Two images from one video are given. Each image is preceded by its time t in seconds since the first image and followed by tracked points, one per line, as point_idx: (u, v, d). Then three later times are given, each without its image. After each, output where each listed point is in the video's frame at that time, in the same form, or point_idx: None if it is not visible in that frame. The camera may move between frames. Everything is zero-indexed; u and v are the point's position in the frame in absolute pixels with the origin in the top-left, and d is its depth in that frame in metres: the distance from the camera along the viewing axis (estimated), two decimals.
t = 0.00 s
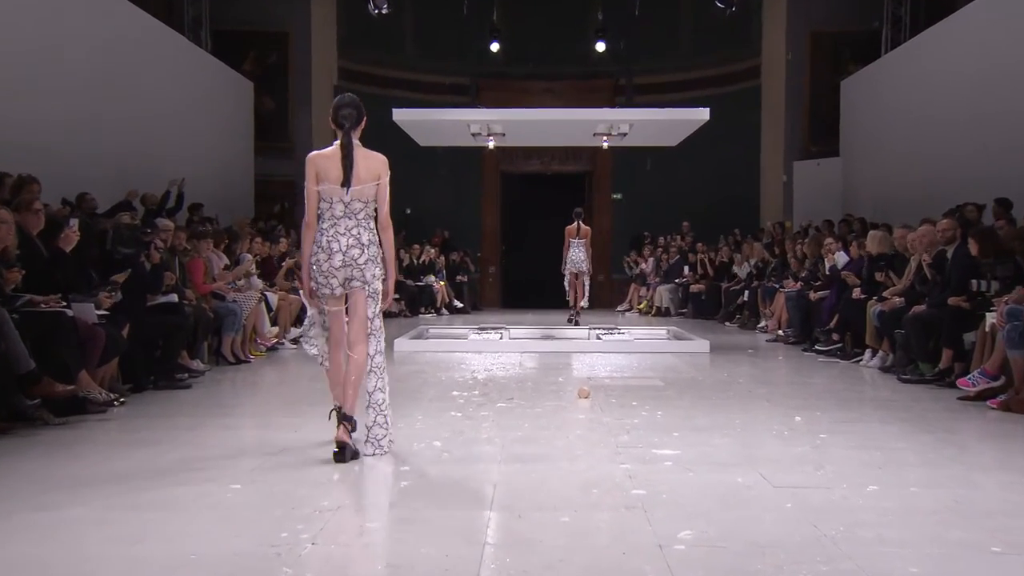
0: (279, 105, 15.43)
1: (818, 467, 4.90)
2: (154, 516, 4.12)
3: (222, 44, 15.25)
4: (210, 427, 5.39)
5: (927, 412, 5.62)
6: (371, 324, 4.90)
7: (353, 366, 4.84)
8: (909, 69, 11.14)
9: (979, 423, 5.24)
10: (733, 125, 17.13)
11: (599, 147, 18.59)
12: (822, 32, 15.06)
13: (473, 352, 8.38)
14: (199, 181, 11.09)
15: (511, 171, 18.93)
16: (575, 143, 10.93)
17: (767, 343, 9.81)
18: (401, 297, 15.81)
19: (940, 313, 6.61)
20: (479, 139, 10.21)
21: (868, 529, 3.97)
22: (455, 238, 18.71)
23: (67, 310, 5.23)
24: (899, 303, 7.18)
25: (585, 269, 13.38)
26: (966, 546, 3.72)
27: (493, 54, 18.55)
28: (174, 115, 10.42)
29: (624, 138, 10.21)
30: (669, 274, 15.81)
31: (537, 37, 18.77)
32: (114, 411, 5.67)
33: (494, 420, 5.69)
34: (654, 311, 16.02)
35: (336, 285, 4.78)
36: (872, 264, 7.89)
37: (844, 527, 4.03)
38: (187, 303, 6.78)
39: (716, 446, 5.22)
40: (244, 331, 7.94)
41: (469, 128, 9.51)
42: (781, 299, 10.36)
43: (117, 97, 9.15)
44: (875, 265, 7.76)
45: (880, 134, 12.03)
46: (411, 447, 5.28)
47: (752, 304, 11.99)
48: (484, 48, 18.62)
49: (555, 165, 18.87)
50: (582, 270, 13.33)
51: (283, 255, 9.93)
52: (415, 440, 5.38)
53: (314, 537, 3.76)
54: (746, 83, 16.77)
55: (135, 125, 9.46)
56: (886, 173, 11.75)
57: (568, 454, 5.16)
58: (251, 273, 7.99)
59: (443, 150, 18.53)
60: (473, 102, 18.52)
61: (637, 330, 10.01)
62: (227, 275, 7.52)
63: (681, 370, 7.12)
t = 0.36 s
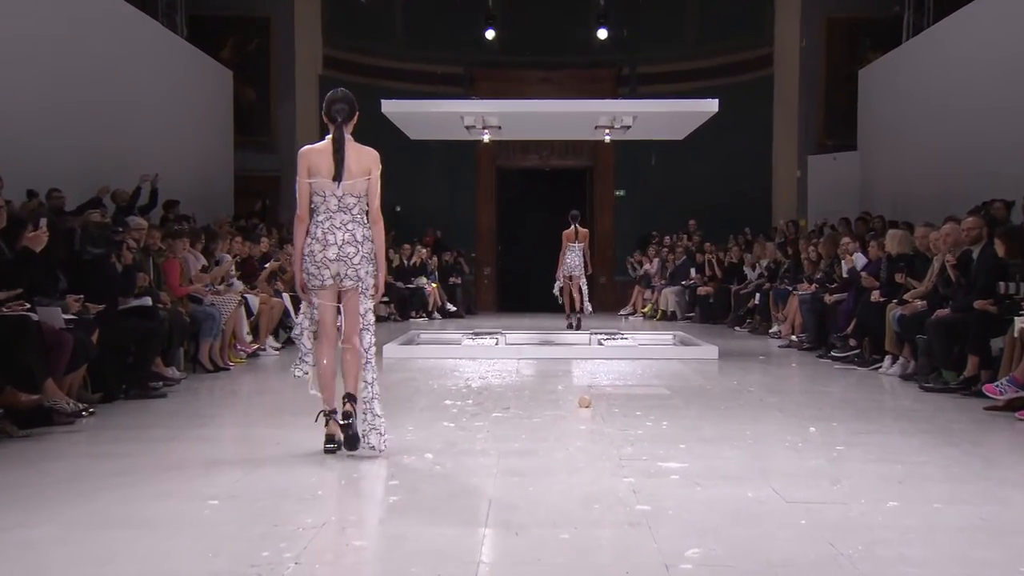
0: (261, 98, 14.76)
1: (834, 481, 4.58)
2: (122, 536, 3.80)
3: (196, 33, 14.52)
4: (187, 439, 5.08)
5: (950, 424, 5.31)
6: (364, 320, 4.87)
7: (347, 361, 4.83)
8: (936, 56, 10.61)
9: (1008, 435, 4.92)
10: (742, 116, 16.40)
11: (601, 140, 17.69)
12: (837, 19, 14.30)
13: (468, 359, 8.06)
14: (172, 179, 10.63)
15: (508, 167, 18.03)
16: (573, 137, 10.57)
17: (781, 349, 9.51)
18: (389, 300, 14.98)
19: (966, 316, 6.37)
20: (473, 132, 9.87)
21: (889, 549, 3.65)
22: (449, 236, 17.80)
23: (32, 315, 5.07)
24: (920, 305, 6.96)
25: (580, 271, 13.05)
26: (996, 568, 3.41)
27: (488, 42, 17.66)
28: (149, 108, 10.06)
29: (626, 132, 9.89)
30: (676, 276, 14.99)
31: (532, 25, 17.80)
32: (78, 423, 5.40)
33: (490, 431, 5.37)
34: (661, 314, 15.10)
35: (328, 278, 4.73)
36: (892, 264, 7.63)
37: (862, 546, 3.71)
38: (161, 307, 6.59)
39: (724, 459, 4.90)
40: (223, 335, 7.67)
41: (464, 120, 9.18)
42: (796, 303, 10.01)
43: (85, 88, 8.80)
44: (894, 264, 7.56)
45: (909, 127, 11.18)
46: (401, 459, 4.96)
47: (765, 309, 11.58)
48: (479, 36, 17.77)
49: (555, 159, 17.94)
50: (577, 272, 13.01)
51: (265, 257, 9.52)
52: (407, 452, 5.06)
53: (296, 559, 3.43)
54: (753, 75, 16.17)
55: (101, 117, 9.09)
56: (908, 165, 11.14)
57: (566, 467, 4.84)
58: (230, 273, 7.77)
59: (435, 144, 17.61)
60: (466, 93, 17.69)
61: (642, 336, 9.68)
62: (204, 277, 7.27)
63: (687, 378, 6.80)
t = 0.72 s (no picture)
0: (239, 86, 14.33)
1: (853, 497, 4.26)
2: (79, 558, 3.46)
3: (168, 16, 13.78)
4: (161, 451, 4.76)
5: (978, 437, 4.98)
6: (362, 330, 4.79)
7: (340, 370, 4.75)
8: (970, 40, 9.94)
9: None
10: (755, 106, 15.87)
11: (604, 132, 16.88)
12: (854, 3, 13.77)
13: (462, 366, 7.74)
14: (141, 172, 10.21)
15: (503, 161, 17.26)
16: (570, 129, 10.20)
17: (796, 355, 9.20)
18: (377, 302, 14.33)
19: (995, 319, 6.09)
20: (467, 123, 9.52)
21: (914, 570, 3.34)
22: (439, 235, 17.14)
23: None
24: (945, 309, 6.66)
25: (579, 271, 12.71)
26: None
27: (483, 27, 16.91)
28: (115, 95, 9.68)
29: (630, 122, 9.56)
30: (682, 277, 14.12)
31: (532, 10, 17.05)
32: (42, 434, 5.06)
33: (485, 444, 5.03)
34: (664, 319, 14.35)
35: (325, 287, 4.67)
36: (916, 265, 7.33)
37: (884, 567, 3.39)
38: (132, 310, 6.34)
39: (734, 472, 4.58)
40: (198, 342, 7.43)
41: (457, 111, 8.85)
42: (811, 306, 9.80)
43: (47, 77, 8.45)
44: (919, 265, 7.31)
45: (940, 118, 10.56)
46: (389, 473, 4.63)
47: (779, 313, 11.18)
48: (473, 21, 16.99)
49: (555, 151, 17.18)
50: (576, 272, 12.67)
51: (245, 256, 9.11)
52: (397, 466, 4.72)
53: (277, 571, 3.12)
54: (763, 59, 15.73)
55: (64, 106, 8.73)
56: (941, 154, 10.48)
57: (565, 482, 4.50)
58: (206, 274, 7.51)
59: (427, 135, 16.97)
60: (457, 81, 16.87)
61: (646, 341, 9.34)
62: (178, 278, 7.04)
63: (694, 385, 6.47)
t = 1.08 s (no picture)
0: (219, 75, 13.71)
1: (878, 515, 3.94)
2: None
3: None
4: (134, 466, 4.46)
5: (1008, 450, 4.68)
6: (358, 322, 4.77)
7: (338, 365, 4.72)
8: (1001, 21, 9.31)
9: None
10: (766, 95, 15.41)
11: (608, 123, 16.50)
12: None
13: (457, 374, 7.43)
14: (124, 168, 9.82)
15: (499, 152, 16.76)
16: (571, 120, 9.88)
17: (817, 362, 8.92)
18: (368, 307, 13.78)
19: None
20: (463, 115, 9.22)
21: None
22: (433, 235, 16.72)
23: None
24: (976, 313, 6.38)
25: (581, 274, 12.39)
26: None
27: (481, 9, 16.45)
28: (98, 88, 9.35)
29: (636, 114, 9.26)
30: (694, 279, 13.81)
31: None
32: (9, 447, 4.76)
33: (481, 457, 4.72)
34: (677, 325, 13.96)
35: (320, 281, 4.69)
36: (945, 265, 7.01)
37: None
38: (103, 315, 6.08)
39: (748, 488, 4.27)
40: (174, 349, 7.18)
41: (452, 103, 8.57)
42: (832, 310, 9.43)
43: (24, 65, 8.08)
44: (948, 265, 7.01)
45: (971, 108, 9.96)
46: (379, 489, 4.32)
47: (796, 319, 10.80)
48: (468, 5, 16.51)
49: (557, 144, 16.64)
50: (578, 274, 12.36)
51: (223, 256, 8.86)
52: (387, 481, 4.41)
53: None
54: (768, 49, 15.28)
55: (45, 99, 8.41)
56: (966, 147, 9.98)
57: (567, 499, 4.18)
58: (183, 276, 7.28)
59: (419, 126, 16.67)
60: (453, 69, 16.42)
61: (655, 348, 9.03)
62: (151, 280, 6.83)
63: (704, 395, 6.16)
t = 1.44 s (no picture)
0: (195, 61, 13.18)
1: (905, 535, 3.63)
2: None
3: None
4: (106, 483, 4.16)
5: None
6: (356, 326, 4.64)
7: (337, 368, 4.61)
8: None
9: None
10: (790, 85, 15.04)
11: (616, 114, 16.11)
12: None
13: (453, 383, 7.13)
14: (90, 157, 9.47)
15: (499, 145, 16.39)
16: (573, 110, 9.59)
17: (840, 370, 8.64)
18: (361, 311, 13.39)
19: None
20: (459, 104, 8.92)
21: None
22: (428, 235, 16.39)
23: None
24: (1011, 317, 6.11)
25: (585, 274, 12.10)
26: None
27: None
28: (60, 71, 8.90)
29: (644, 104, 8.96)
30: (706, 281, 13.49)
31: None
32: None
33: (478, 472, 4.42)
34: (688, 330, 13.61)
35: (320, 285, 4.59)
36: (976, 266, 6.71)
37: None
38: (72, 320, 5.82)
39: (766, 506, 3.97)
40: (148, 356, 6.94)
41: (448, 91, 8.29)
42: (855, 314, 9.15)
43: None
44: (980, 265, 6.66)
45: (1005, 93, 9.52)
46: (369, 506, 4.01)
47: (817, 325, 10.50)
48: None
49: (558, 137, 16.30)
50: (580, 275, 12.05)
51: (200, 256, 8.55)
52: (377, 497, 4.10)
53: None
54: (776, 36, 15.10)
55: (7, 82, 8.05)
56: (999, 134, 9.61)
57: (570, 517, 3.88)
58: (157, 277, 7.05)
59: (413, 116, 16.34)
60: (449, 55, 16.00)
61: (664, 355, 8.72)
62: (123, 282, 6.54)
63: (718, 406, 5.86)
